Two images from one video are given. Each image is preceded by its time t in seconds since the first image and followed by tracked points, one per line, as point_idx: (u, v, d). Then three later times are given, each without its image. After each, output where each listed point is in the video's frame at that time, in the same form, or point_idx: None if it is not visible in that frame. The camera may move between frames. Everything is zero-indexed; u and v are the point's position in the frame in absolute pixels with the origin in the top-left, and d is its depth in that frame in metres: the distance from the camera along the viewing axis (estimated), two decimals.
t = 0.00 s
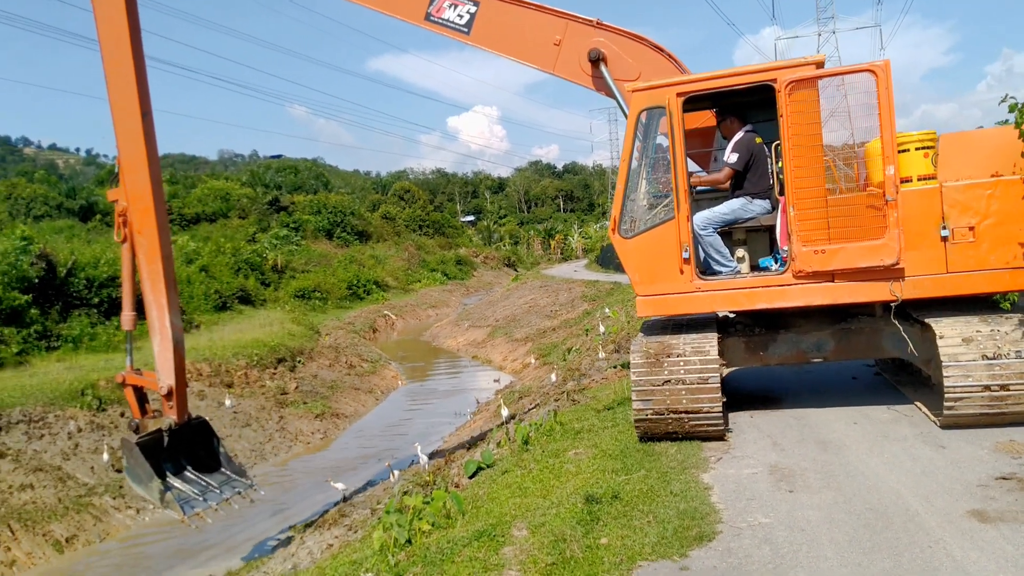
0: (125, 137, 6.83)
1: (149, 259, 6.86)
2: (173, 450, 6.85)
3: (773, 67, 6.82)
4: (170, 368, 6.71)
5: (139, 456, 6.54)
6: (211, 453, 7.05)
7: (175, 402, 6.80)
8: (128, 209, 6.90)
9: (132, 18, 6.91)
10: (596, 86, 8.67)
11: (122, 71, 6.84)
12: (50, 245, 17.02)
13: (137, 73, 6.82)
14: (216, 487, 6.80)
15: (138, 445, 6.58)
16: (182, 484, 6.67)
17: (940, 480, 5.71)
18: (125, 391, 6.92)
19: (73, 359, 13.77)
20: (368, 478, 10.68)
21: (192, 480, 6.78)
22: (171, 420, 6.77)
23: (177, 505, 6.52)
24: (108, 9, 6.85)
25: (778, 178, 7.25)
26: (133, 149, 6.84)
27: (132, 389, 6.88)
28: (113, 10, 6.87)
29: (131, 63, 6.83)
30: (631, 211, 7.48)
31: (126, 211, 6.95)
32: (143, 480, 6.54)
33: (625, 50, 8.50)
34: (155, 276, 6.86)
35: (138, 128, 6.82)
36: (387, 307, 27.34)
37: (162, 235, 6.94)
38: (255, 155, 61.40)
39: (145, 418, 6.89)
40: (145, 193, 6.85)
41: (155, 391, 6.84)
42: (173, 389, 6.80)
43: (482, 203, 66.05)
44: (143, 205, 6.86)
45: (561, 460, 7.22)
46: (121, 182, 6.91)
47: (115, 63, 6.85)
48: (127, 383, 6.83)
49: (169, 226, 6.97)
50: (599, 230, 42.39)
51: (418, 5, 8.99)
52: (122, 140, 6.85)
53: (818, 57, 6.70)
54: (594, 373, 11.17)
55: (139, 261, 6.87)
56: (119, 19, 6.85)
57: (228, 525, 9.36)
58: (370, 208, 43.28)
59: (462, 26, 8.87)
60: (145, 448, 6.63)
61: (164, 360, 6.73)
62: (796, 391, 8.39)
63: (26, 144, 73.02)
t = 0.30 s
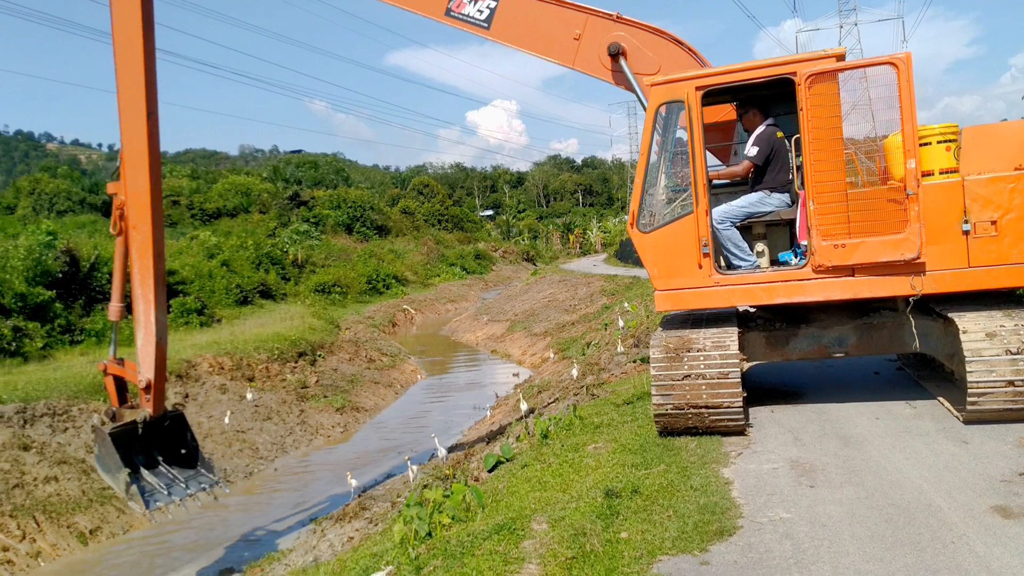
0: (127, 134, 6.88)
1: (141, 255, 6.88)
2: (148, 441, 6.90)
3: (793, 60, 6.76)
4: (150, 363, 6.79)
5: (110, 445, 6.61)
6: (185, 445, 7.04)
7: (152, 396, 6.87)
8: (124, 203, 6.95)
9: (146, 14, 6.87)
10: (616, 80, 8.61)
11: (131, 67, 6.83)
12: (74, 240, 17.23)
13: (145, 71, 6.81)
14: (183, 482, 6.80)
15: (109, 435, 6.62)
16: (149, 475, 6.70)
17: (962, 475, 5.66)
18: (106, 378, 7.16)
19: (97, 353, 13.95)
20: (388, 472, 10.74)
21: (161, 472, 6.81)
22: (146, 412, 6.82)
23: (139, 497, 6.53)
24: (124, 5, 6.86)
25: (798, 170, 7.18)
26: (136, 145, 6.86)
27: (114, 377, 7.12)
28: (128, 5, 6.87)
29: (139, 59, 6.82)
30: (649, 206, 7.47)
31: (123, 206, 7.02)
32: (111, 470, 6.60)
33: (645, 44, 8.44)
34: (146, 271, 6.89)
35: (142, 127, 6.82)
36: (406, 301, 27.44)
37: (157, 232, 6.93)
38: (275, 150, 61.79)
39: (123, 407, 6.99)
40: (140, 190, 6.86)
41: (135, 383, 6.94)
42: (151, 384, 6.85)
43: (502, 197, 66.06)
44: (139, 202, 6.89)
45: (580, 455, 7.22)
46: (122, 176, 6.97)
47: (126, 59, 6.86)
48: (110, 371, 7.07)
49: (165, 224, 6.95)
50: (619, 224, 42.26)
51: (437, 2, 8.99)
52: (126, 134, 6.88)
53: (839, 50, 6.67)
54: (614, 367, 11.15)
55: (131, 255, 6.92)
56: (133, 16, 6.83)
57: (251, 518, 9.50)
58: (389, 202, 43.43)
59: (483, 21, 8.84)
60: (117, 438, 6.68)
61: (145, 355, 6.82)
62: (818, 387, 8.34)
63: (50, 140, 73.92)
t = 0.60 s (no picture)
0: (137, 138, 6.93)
1: (145, 256, 6.97)
2: (141, 432, 7.14)
3: (817, 53, 6.71)
4: (148, 359, 6.84)
5: (104, 439, 6.80)
6: (177, 437, 7.38)
7: (147, 391, 6.91)
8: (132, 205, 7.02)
9: (167, 12, 6.87)
10: (636, 77, 8.53)
11: (148, 71, 6.85)
12: (99, 235, 17.44)
13: (161, 75, 6.83)
14: (171, 474, 7.18)
15: (104, 430, 6.82)
16: (140, 468, 7.01)
17: (989, 471, 5.60)
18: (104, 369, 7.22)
19: (122, 346, 14.12)
20: (409, 465, 10.80)
21: (150, 463, 7.13)
22: (141, 407, 6.94)
23: (127, 490, 6.89)
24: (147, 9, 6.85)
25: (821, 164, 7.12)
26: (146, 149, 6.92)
27: (112, 369, 7.14)
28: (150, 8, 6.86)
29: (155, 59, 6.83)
30: (671, 199, 7.41)
31: (132, 207, 7.11)
32: (103, 462, 6.84)
33: (664, 40, 8.37)
34: (149, 272, 6.95)
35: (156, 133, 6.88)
36: (427, 295, 27.51)
37: (162, 234, 7.00)
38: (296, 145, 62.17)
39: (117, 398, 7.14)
40: (148, 195, 6.94)
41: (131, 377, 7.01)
42: (147, 380, 6.90)
43: (522, 191, 66.00)
44: (146, 205, 6.97)
45: (602, 449, 7.22)
46: (132, 179, 7.04)
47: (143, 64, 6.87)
48: (108, 364, 7.09)
49: (170, 228, 7.04)
50: (639, 218, 42.07)
51: (457, 3, 8.85)
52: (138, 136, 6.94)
53: (862, 42, 6.59)
54: (635, 362, 11.12)
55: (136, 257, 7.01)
56: (153, 12, 6.82)
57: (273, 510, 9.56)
58: (409, 197, 43.55)
59: (502, 22, 8.76)
60: (111, 431, 6.88)
61: (143, 352, 6.88)
62: (842, 382, 8.27)
63: (74, 136, 74.84)
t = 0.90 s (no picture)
0: (160, 178, 7.00)
1: (170, 290, 7.04)
2: (171, 459, 7.15)
3: (838, 46, 6.65)
4: (176, 390, 6.94)
5: (134, 468, 6.83)
6: (206, 460, 7.34)
7: (176, 420, 7.06)
8: (157, 240, 7.07)
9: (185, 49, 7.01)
10: (650, 84, 8.31)
11: (167, 114, 7.00)
12: (121, 229, 17.62)
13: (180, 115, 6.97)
14: (202, 497, 7.12)
15: (134, 458, 6.84)
16: (171, 494, 6.98)
17: (1016, 467, 5.55)
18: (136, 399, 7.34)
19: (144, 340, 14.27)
20: (429, 458, 10.84)
21: (182, 490, 7.10)
22: (169, 435, 7.06)
23: (159, 517, 6.82)
24: (168, 49, 7.00)
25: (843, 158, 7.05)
26: (168, 187, 6.99)
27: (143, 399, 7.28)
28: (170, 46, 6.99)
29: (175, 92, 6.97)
30: (691, 194, 7.37)
31: (157, 242, 7.13)
32: (134, 490, 6.84)
33: (678, 46, 8.12)
34: (174, 306, 7.02)
35: (176, 170, 6.99)
36: (445, 290, 27.58)
37: (187, 268, 7.04)
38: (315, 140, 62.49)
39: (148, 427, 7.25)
40: (173, 231, 7.00)
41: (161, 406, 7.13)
42: (176, 409, 7.02)
43: (539, 186, 65.94)
44: (169, 240, 7.02)
45: (623, 444, 7.21)
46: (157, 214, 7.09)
47: (164, 103, 7.02)
48: (138, 395, 7.24)
49: (194, 262, 7.08)
50: (658, 213, 41.93)
51: (468, 24, 8.68)
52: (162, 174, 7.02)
53: (883, 35, 6.56)
54: (655, 357, 11.10)
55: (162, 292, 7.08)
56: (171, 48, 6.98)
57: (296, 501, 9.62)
58: (427, 192, 43.67)
59: (514, 39, 8.59)
60: (142, 459, 6.91)
61: (171, 382, 6.95)
62: (865, 378, 8.21)
63: (96, 131, 75.64)
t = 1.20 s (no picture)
0: (189, 211, 7.43)
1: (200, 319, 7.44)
2: (205, 483, 7.45)
3: (856, 40, 6.57)
4: (208, 414, 7.32)
5: (169, 495, 7.13)
6: (239, 484, 7.69)
7: (208, 444, 7.40)
8: (186, 269, 7.49)
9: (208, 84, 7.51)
10: (661, 90, 8.01)
11: (194, 148, 7.46)
12: (139, 223, 17.70)
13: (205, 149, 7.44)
14: (236, 521, 7.53)
15: (169, 485, 7.15)
16: (205, 519, 7.34)
17: None
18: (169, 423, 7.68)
19: (162, 334, 14.36)
20: (445, 453, 10.85)
21: (216, 514, 7.47)
22: (202, 460, 7.37)
23: (194, 542, 7.20)
24: (192, 88, 7.48)
25: (861, 151, 6.97)
26: (197, 219, 7.43)
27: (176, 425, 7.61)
28: (194, 84, 7.48)
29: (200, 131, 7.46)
30: (708, 188, 7.30)
31: (186, 272, 7.55)
32: (169, 516, 7.17)
33: (690, 50, 7.84)
34: (204, 334, 7.42)
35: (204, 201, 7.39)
36: (460, 285, 27.59)
37: (215, 297, 7.46)
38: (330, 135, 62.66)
39: (182, 453, 7.58)
40: (201, 260, 7.42)
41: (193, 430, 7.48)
42: (208, 434, 7.38)
43: (555, 181, 65.83)
44: (199, 270, 7.43)
45: (641, 439, 7.19)
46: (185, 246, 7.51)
47: (191, 138, 7.47)
48: (172, 422, 7.57)
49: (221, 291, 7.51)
50: (674, 208, 41.74)
51: (479, 40, 8.37)
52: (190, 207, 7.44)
53: (902, 28, 6.47)
54: (672, 352, 11.05)
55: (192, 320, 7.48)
56: (194, 84, 7.46)
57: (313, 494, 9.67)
58: (443, 187, 43.68)
59: (526, 53, 8.28)
60: (177, 486, 7.21)
61: (203, 406, 7.34)
62: (884, 374, 8.14)
63: (113, 126, 76.17)
